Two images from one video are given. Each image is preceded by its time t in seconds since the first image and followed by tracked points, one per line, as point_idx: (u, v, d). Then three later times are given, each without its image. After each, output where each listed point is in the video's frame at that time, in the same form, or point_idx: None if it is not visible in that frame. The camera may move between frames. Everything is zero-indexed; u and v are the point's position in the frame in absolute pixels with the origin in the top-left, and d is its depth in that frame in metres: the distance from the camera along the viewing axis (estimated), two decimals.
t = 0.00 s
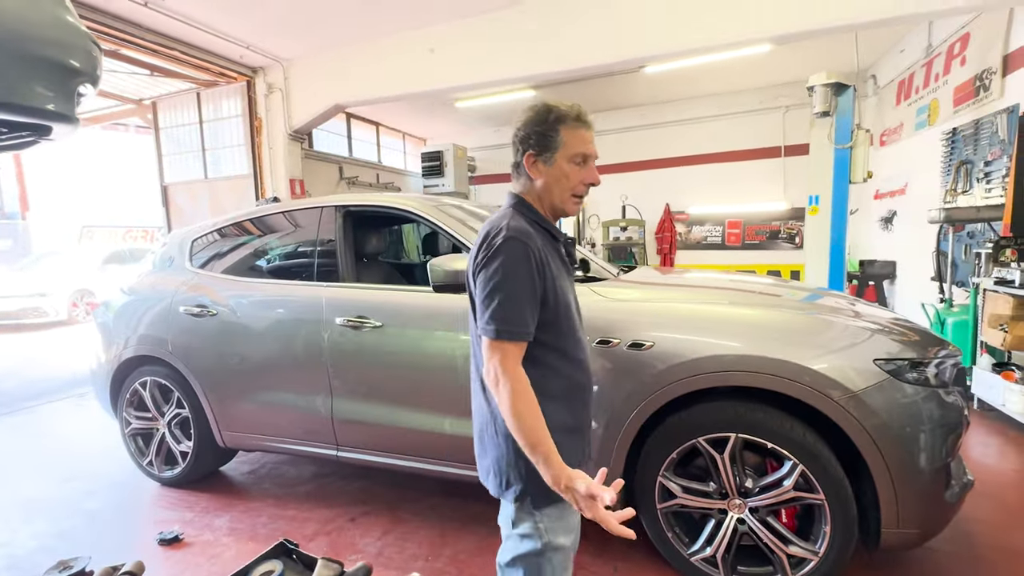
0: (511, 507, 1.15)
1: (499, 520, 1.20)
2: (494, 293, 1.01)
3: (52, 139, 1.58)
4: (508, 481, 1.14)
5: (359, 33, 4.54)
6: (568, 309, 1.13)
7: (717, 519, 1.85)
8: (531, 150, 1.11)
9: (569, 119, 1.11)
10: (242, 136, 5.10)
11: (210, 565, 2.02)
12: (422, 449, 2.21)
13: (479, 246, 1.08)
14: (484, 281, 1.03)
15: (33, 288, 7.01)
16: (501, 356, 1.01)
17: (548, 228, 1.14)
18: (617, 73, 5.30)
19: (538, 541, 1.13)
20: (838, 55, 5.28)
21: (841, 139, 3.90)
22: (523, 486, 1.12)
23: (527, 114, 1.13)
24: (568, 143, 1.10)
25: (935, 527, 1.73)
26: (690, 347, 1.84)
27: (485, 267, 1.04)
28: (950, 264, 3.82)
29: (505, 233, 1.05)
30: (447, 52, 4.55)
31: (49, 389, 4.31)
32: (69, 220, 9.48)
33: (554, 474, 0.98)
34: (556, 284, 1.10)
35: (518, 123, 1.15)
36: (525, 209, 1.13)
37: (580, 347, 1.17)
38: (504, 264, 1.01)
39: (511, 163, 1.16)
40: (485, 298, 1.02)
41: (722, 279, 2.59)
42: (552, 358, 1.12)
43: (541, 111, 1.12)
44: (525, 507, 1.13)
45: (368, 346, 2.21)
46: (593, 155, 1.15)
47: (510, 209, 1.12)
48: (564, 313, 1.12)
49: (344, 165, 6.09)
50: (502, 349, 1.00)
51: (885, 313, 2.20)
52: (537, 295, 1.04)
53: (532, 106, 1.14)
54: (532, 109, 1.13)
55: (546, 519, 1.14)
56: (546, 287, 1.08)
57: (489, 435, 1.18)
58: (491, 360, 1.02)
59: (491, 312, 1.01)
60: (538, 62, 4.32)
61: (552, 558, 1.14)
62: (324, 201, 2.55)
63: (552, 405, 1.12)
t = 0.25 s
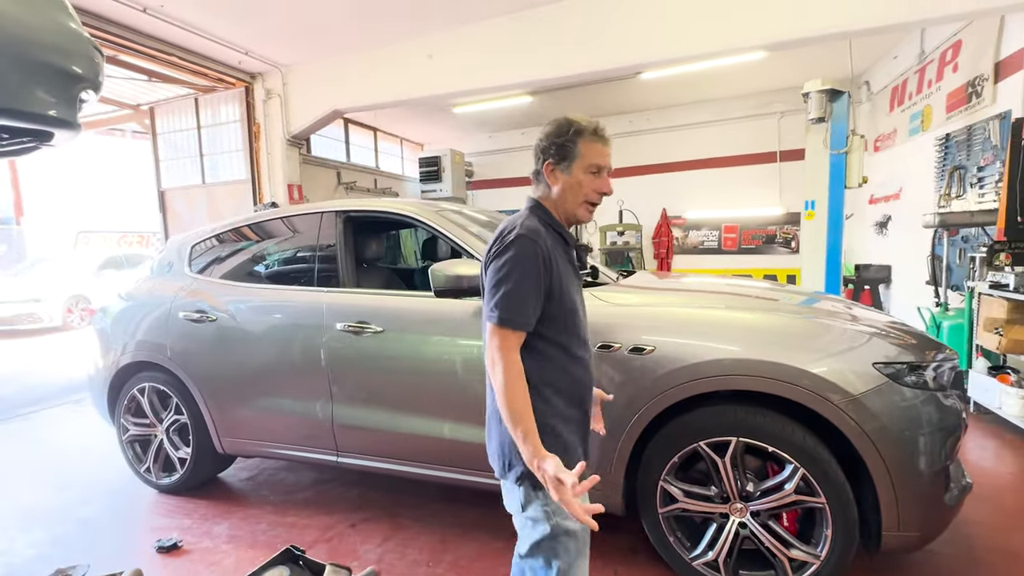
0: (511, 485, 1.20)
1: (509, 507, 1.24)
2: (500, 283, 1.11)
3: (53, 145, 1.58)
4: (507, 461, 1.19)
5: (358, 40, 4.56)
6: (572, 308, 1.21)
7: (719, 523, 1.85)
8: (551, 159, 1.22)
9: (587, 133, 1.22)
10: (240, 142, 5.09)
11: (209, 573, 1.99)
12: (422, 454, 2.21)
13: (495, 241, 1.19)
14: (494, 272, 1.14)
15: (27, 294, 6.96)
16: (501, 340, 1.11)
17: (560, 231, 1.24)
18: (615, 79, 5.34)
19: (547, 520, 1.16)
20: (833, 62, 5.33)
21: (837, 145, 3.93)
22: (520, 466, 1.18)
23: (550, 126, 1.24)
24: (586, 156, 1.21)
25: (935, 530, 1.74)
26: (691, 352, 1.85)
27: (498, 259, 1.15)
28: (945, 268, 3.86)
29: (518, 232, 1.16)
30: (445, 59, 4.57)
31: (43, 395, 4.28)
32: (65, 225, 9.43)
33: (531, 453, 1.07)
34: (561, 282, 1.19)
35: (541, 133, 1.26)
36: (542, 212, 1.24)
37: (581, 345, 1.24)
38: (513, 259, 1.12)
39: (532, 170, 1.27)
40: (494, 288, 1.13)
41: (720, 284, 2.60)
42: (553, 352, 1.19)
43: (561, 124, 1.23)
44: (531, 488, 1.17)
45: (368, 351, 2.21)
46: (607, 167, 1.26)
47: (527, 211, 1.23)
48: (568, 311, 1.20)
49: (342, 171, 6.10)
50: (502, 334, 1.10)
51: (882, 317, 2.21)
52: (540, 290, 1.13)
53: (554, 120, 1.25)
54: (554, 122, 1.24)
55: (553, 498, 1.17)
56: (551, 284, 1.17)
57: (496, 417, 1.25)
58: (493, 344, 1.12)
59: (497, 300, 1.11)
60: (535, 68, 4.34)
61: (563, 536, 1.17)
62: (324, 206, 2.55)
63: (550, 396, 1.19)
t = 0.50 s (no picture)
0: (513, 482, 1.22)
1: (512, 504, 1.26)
2: (506, 276, 1.13)
3: (52, 149, 1.58)
4: (510, 458, 1.21)
5: (356, 43, 4.57)
6: (574, 303, 1.23)
7: (718, 526, 1.85)
8: (547, 162, 1.25)
9: (580, 135, 1.26)
10: (239, 145, 5.09)
11: None
12: (421, 458, 2.21)
13: (498, 237, 1.21)
14: (499, 266, 1.16)
15: (25, 297, 6.92)
16: (506, 332, 1.12)
17: (560, 230, 1.26)
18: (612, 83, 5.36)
19: (550, 516, 1.18)
20: (829, 65, 5.36)
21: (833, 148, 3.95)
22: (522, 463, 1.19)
23: (544, 131, 1.28)
24: (580, 156, 1.25)
25: (933, 531, 1.74)
26: (689, 355, 1.86)
27: (501, 254, 1.17)
28: (941, 270, 3.87)
29: (521, 227, 1.18)
30: (443, 62, 4.58)
31: (41, 399, 4.26)
32: (63, 228, 9.41)
33: (545, 430, 1.06)
34: (564, 277, 1.21)
35: (536, 138, 1.30)
36: (543, 212, 1.26)
37: (583, 342, 1.26)
38: (517, 252, 1.14)
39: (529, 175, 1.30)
40: (499, 280, 1.15)
41: (718, 286, 2.61)
42: (556, 346, 1.20)
43: (554, 128, 1.27)
44: (533, 486, 1.19)
45: (367, 355, 2.21)
46: (601, 168, 1.30)
47: (528, 211, 1.26)
48: (570, 306, 1.22)
49: (340, 174, 6.10)
50: (508, 326, 1.12)
51: (879, 319, 2.22)
52: (544, 283, 1.15)
53: (547, 125, 1.29)
54: (548, 127, 1.28)
55: (555, 495, 1.19)
56: (554, 278, 1.19)
57: (499, 414, 1.27)
58: (500, 335, 1.12)
59: (502, 291, 1.13)
60: (533, 72, 4.36)
61: (565, 533, 1.19)
62: (323, 209, 2.55)
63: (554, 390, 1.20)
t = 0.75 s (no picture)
0: (526, 484, 1.21)
1: (524, 507, 1.26)
2: (510, 275, 1.13)
3: (49, 151, 1.58)
4: (521, 460, 1.20)
5: (354, 46, 4.59)
6: (576, 301, 1.24)
7: (715, 527, 1.86)
8: (545, 164, 1.27)
9: (578, 138, 1.27)
10: (237, 147, 5.10)
11: None
12: (418, 459, 2.21)
13: (500, 238, 1.22)
14: (502, 265, 1.16)
15: (24, 300, 6.90)
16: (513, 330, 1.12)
17: (560, 230, 1.27)
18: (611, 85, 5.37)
19: (565, 514, 1.18)
20: (827, 67, 5.38)
21: (830, 150, 3.96)
22: (533, 463, 1.19)
23: (542, 134, 1.30)
24: (578, 158, 1.26)
25: (929, 531, 1.75)
26: (686, 356, 1.86)
27: (504, 255, 1.17)
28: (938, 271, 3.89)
29: (523, 227, 1.19)
30: (441, 65, 4.60)
31: (40, 401, 4.25)
32: (61, 231, 9.39)
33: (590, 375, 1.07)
34: (567, 276, 1.22)
35: (534, 142, 1.32)
36: (542, 212, 1.27)
37: (585, 339, 1.27)
38: (521, 251, 1.14)
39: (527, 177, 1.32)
40: (503, 279, 1.15)
41: (716, 288, 2.61)
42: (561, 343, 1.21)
43: (552, 132, 1.29)
44: (545, 485, 1.19)
45: (365, 356, 2.21)
46: (598, 170, 1.31)
47: (528, 212, 1.27)
48: (573, 304, 1.23)
49: (338, 176, 6.11)
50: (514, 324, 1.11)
51: (876, 320, 2.23)
52: (548, 282, 1.16)
53: (545, 129, 1.31)
54: (546, 131, 1.30)
55: (568, 492, 1.19)
56: (558, 277, 1.19)
57: (504, 418, 1.26)
58: (505, 333, 1.12)
59: (507, 290, 1.13)
60: (530, 74, 4.38)
61: (583, 529, 1.19)
62: (321, 211, 2.55)
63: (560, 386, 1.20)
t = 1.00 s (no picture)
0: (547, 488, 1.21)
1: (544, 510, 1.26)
2: (519, 284, 1.14)
3: (43, 154, 1.58)
4: (540, 465, 1.20)
5: (351, 48, 4.60)
6: (582, 307, 1.26)
7: (708, 528, 1.86)
8: (553, 171, 1.28)
9: (587, 145, 1.29)
10: (235, 149, 5.10)
11: None
12: (413, 461, 2.22)
13: (507, 244, 1.22)
14: (509, 273, 1.17)
15: (22, 301, 6.91)
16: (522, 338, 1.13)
17: (565, 237, 1.29)
18: (608, 86, 5.38)
19: (588, 513, 1.19)
20: (824, 69, 5.39)
21: (826, 151, 3.97)
22: (552, 465, 1.20)
23: (550, 140, 1.31)
24: (587, 166, 1.27)
25: (921, 532, 1.75)
26: (678, 358, 1.87)
27: (512, 262, 1.18)
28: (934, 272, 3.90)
29: (531, 235, 1.20)
30: (438, 67, 4.61)
31: (37, 403, 4.26)
32: (59, 232, 9.40)
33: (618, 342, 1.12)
34: (573, 282, 1.24)
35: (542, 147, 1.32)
36: (548, 219, 1.28)
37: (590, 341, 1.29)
38: (529, 260, 1.15)
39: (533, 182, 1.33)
40: (511, 287, 1.16)
41: (710, 289, 2.61)
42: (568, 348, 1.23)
43: (561, 138, 1.30)
44: (565, 486, 1.20)
45: (361, 358, 2.22)
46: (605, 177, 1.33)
47: (533, 218, 1.28)
48: (579, 310, 1.25)
49: (336, 177, 6.11)
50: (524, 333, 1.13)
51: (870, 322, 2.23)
52: (555, 290, 1.17)
53: (553, 134, 1.32)
54: (554, 136, 1.31)
55: (588, 491, 1.20)
56: (565, 284, 1.21)
57: (514, 426, 1.25)
58: (513, 340, 1.14)
59: (516, 299, 1.14)
60: (527, 76, 4.38)
61: (607, 526, 1.20)
62: (317, 213, 2.56)
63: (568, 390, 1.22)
